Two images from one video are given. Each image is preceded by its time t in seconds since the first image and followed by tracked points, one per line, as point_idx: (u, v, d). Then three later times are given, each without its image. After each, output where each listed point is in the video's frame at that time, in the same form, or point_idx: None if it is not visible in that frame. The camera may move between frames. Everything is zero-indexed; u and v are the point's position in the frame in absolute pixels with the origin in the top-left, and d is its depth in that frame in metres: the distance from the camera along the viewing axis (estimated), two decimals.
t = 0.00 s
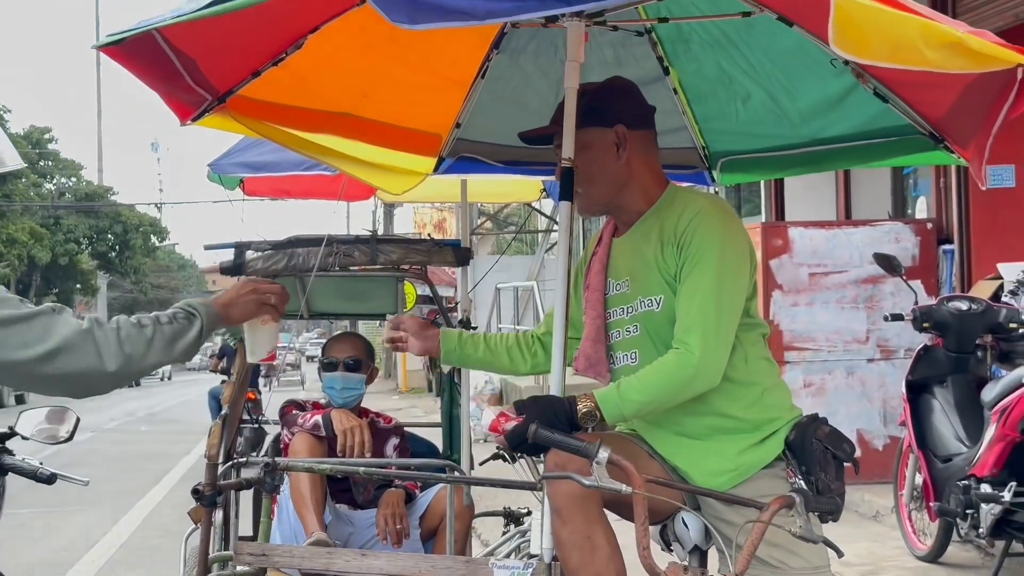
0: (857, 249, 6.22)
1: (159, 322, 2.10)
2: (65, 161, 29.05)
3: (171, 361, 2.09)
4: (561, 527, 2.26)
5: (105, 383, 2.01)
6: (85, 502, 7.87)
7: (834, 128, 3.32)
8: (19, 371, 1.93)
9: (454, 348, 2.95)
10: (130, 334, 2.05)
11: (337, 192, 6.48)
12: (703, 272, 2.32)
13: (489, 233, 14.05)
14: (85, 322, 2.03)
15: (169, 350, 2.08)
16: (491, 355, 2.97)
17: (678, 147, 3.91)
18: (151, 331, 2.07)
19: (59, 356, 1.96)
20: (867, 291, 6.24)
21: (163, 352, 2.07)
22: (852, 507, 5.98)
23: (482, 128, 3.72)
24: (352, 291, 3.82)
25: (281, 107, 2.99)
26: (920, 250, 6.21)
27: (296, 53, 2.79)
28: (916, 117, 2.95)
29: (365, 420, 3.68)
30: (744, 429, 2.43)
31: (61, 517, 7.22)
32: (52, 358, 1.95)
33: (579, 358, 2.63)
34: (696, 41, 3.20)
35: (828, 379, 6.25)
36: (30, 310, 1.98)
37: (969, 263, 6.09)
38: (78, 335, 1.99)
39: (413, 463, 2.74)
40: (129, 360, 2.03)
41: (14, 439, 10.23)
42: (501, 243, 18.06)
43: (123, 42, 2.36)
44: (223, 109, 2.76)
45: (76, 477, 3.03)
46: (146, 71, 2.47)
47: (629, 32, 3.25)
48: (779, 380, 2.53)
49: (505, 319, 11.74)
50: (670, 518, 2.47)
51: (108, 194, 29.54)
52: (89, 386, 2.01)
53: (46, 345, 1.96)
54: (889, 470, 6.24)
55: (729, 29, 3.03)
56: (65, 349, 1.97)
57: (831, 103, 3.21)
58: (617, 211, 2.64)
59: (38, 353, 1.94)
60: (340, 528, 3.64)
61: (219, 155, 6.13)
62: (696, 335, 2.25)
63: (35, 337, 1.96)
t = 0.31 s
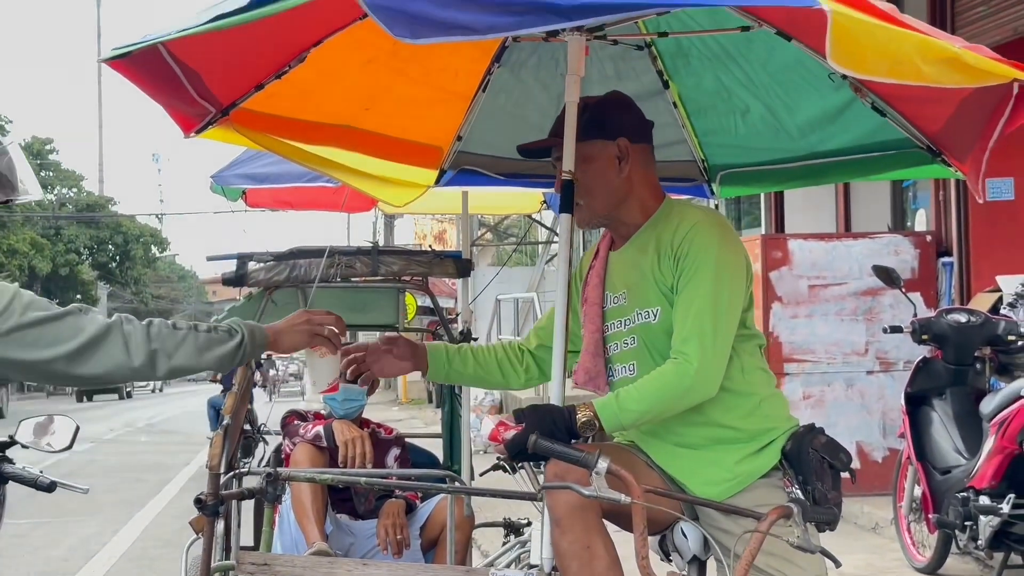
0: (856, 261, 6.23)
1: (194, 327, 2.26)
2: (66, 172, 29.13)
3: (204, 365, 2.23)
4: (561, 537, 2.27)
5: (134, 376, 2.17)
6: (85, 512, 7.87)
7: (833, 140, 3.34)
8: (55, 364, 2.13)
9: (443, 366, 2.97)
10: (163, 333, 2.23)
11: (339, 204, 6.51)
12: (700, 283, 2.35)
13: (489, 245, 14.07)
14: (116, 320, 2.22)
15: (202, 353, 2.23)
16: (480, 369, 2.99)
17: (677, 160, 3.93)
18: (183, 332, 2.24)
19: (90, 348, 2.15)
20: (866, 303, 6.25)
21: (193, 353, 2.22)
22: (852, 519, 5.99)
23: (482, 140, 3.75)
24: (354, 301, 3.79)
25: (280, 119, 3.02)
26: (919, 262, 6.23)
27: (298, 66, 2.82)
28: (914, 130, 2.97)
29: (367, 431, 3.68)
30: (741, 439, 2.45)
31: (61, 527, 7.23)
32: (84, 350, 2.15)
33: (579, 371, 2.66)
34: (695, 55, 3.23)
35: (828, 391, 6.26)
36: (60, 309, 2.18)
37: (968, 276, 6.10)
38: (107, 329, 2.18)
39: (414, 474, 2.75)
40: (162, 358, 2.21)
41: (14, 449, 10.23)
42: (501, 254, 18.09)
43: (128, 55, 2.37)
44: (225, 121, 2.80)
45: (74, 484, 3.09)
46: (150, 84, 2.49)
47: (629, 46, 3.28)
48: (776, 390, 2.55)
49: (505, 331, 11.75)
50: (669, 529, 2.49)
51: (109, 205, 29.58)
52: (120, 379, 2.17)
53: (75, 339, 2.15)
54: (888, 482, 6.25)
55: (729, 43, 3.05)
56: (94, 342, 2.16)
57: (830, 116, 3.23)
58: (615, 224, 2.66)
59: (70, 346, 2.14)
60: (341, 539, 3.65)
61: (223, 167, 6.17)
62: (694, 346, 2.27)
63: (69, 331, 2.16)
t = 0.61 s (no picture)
0: (855, 273, 6.25)
1: (206, 341, 2.27)
2: (66, 185, 29.18)
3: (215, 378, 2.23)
4: (561, 548, 2.28)
5: (145, 386, 2.18)
6: (85, 524, 7.87)
7: (831, 154, 3.36)
8: (71, 372, 2.17)
9: (426, 400, 2.91)
10: (176, 345, 2.24)
11: (340, 216, 6.54)
12: (703, 295, 2.37)
13: (489, 257, 14.08)
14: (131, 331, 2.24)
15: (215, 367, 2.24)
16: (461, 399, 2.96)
17: (675, 173, 3.95)
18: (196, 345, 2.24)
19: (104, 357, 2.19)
20: (866, 315, 6.27)
21: (202, 366, 2.22)
22: (852, 531, 5.99)
23: (482, 153, 3.78)
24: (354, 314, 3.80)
25: (280, 132, 3.04)
26: (918, 274, 6.25)
27: (299, 80, 2.85)
28: (912, 144, 2.99)
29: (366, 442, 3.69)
30: (740, 450, 2.47)
31: (60, 539, 7.23)
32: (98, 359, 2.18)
33: (581, 387, 2.64)
34: (694, 69, 3.25)
35: (827, 403, 6.27)
36: (77, 318, 2.22)
37: (967, 288, 6.11)
38: (121, 339, 2.21)
39: (414, 485, 2.74)
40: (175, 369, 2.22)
41: (14, 461, 10.23)
42: (501, 266, 18.11)
43: (131, 69, 2.40)
44: (226, 133, 2.82)
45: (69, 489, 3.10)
46: (151, 97, 2.51)
47: (627, 60, 3.30)
48: (773, 401, 2.57)
49: (505, 342, 11.76)
50: (668, 540, 2.50)
51: (109, 217, 29.63)
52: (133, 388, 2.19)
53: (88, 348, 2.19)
54: (887, 493, 6.25)
55: (728, 58, 3.07)
56: (107, 352, 2.19)
57: (829, 130, 3.26)
58: (613, 236, 2.67)
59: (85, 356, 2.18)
60: (341, 549, 3.66)
61: (224, 179, 6.20)
62: (701, 356, 2.29)
63: (84, 341, 2.20)
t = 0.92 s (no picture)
0: (849, 283, 6.27)
1: (204, 357, 2.28)
2: (63, 197, 29.17)
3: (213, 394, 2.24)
4: (553, 558, 2.29)
5: (143, 402, 2.19)
6: (81, 535, 7.86)
7: (822, 164, 3.39)
8: (70, 386, 2.19)
9: (417, 418, 2.83)
10: (174, 360, 2.25)
11: (336, 227, 6.56)
12: (694, 305, 2.38)
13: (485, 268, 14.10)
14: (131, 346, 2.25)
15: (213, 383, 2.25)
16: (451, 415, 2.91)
17: (667, 184, 3.98)
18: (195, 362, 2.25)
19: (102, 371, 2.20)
20: (860, 325, 6.28)
21: (199, 382, 2.23)
22: (848, 540, 5.99)
23: (476, 165, 3.80)
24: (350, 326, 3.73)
25: (273, 145, 3.06)
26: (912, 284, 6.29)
27: (293, 92, 2.87)
28: (902, 154, 3.01)
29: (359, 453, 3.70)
30: (731, 459, 2.48)
31: (56, 551, 7.21)
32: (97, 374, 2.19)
33: (574, 399, 2.66)
34: (686, 80, 3.28)
35: (823, 413, 6.28)
36: (77, 333, 2.24)
37: (961, 298, 6.13)
38: (120, 353, 2.22)
39: (408, 496, 2.74)
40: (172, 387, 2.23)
41: (11, 473, 10.22)
42: (498, 276, 18.13)
43: (125, 82, 2.41)
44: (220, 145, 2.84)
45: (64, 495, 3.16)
46: (145, 110, 2.53)
47: (619, 72, 3.33)
48: (765, 411, 2.59)
49: (503, 353, 11.77)
50: (661, 549, 2.51)
51: (107, 228, 29.65)
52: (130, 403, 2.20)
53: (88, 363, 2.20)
54: (883, 502, 6.26)
55: (719, 69, 3.10)
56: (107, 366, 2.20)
57: (820, 141, 3.28)
58: (608, 246, 2.70)
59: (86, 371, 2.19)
60: (337, 560, 3.67)
61: (220, 191, 6.23)
62: (697, 365, 2.31)
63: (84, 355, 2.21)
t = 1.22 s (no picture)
0: (840, 287, 6.28)
1: (201, 364, 2.26)
2: (52, 204, 29.05)
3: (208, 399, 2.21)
4: (545, 562, 2.28)
5: (140, 406, 2.17)
6: (71, 544, 7.81)
7: (812, 167, 3.39)
8: (67, 391, 2.17)
9: (420, 429, 2.80)
10: (170, 365, 2.23)
11: (326, 233, 6.54)
12: (689, 308, 2.38)
13: (476, 273, 14.09)
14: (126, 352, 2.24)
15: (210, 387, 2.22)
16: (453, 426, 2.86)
17: (658, 188, 3.98)
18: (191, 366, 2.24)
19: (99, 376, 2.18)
20: (851, 329, 6.29)
21: (195, 388, 2.21)
22: (840, 544, 6.00)
23: (466, 170, 3.80)
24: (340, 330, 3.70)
25: (264, 150, 3.05)
26: (903, 287, 6.31)
27: (283, 97, 2.86)
28: (891, 158, 3.01)
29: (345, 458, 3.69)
30: (724, 462, 2.48)
31: (46, 558, 7.18)
32: (93, 379, 2.18)
33: (566, 403, 2.64)
34: (676, 84, 3.28)
35: (814, 417, 6.29)
36: (76, 339, 2.23)
37: (951, 301, 6.16)
38: (118, 358, 2.21)
39: (400, 501, 2.71)
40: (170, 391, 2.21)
41: None
42: (489, 282, 18.12)
43: (114, 88, 2.40)
44: (211, 151, 2.83)
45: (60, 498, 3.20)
46: (134, 115, 2.52)
47: (609, 76, 3.33)
48: (756, 414, 2.58)
49: (494, 358, 11.76)
50: (653, 553, 2.51)
51: (96, 235, 29.53)
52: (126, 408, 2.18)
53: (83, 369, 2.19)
54: (874, 506, 6.27)
55: (709, 73, 3.10)
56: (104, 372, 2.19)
57: (809, 145, 3.29)
58: (604, 248, 2.69)
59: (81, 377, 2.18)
60: (327, 566, 3.65)
61: (209, 197, 6.21)
62: (694, 367, 2.31)
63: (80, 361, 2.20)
